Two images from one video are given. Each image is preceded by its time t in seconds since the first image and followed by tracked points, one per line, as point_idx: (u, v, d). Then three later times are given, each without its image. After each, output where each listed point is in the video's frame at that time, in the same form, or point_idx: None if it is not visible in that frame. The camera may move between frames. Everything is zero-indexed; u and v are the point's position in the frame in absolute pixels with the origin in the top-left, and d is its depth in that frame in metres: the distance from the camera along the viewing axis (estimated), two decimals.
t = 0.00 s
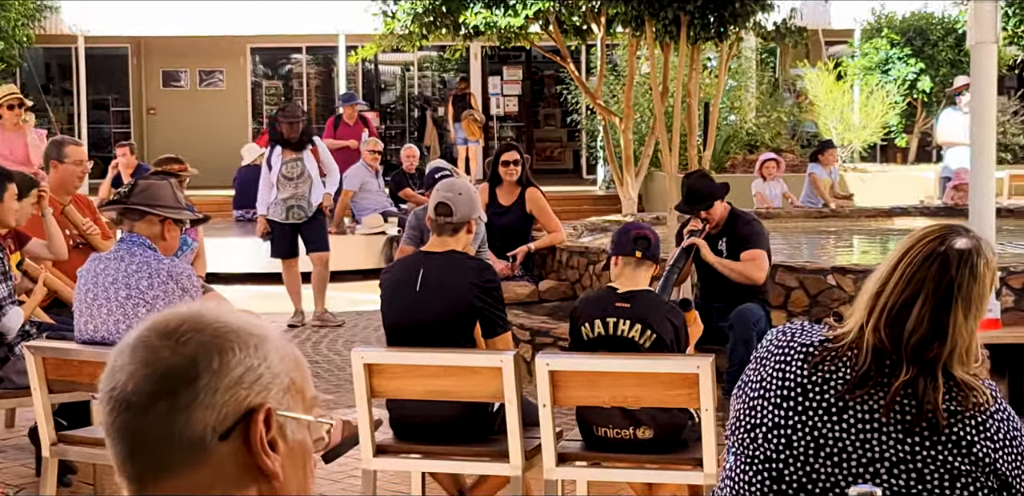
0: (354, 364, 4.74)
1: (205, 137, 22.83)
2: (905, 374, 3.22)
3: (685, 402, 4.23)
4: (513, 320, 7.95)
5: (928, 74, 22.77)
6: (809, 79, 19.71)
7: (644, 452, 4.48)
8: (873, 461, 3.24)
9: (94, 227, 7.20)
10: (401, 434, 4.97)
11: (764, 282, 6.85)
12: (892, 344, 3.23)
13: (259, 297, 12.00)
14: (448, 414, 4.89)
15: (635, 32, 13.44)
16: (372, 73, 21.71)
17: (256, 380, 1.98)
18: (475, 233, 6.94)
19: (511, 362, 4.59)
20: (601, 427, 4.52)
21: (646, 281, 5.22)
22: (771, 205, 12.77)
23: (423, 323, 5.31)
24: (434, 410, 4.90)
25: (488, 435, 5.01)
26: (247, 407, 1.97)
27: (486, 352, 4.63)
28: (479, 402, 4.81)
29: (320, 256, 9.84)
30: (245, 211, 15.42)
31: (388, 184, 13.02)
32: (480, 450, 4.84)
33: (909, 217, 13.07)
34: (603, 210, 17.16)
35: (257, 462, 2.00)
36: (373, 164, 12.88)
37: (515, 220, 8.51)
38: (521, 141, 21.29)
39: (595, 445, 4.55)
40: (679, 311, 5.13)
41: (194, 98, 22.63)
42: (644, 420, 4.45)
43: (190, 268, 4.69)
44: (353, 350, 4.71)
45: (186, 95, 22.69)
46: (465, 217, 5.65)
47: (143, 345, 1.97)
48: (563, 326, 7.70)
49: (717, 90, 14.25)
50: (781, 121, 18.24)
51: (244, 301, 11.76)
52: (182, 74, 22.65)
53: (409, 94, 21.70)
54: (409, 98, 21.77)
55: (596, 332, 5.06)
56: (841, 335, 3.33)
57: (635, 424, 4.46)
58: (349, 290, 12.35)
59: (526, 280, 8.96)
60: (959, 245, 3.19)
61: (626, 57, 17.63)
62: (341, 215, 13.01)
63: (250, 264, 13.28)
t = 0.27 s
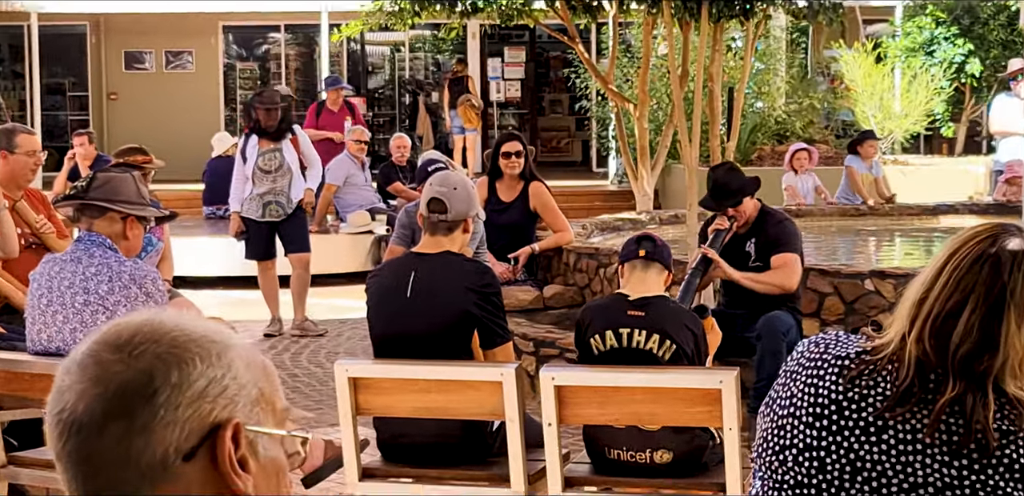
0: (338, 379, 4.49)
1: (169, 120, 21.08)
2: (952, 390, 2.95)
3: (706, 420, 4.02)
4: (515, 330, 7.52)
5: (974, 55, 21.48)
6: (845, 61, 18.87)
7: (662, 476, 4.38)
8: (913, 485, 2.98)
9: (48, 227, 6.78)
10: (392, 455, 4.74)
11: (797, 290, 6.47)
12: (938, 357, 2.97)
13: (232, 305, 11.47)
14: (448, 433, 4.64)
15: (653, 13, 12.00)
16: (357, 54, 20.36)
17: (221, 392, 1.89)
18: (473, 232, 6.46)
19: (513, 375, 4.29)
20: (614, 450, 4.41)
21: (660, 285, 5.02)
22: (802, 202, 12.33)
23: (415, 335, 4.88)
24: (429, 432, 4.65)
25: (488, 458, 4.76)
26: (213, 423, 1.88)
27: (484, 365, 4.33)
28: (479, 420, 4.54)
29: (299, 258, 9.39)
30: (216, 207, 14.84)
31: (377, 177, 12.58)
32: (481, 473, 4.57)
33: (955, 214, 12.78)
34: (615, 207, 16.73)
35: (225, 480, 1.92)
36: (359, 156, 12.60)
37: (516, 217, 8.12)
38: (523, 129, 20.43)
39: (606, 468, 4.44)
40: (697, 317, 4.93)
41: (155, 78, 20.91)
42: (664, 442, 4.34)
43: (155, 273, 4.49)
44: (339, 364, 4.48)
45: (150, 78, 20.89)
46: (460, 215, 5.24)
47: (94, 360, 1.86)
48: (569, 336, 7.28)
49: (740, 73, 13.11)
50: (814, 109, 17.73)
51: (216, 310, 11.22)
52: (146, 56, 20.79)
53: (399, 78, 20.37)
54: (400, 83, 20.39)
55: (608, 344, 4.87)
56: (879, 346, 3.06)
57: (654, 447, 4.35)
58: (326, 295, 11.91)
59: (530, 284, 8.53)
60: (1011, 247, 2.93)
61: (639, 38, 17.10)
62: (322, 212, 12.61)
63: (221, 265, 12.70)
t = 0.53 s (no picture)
0: (320, 391, 4.14)
1: (149, 107, 20.47)
2: (1000, 405, 2.60)
3: (727, 437, 3.81)
4: (517, 338, 7.15)
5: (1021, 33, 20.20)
6: (882, 40, 17.97)
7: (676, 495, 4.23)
8: None
9: None
10: (380, 474, 4.41)
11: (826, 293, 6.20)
12: (985, 368, 2.60)
13: (203, 310, 11.13)
14: (442, 453, 4.33)
15: None
16: (342, 32, 19.94)
17: (189, 405, 1.68)
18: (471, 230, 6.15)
19: (514, 388, 3.95)
20: (623, 471, 4.23)
21: (672, 288, 4.65)
22: (834, 197, 11.96)
23: (409, 345, 4.52)
24: (422, 453, 4.34)
25: (486, 479, 4.40)
26: (179, 439, 1.67)
27: (480, 377, 3.98)
28: (476, 439, 4.24)
29: (277, 257, 9.04)
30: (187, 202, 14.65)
31: (363, 168, 12.10)
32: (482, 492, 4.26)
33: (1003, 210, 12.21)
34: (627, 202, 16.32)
35: None
36: (342, 145, 12.16)
37: (517, 212, 7.88)
38: (524, 114, 20.09)
39: (616, 488, 4.28)
40: (713, 323, 4.55)
41: (130, 64, 20.42)
42: (678, 461, 4.19)
43: (119, 274, 4.25)
44: (321, 377, 4.12)
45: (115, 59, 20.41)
46: (456, 212, 4.89)
47: (47, 370, 1.65)
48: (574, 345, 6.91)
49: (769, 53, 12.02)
50: (848, 94, 17.29)
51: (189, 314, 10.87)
52: (109, 35, 20.35)
53: (389, 59, 19.92)
54: (389, 64, 19.96)
55: (613, 354, 4.55)
56: (919, 355, 2.72)
57: (666, 466, 4.20)
58: (308, 300, 11.53)
59: (533, 288, 8.21)
60: None
61: (653, 18, 16.70)
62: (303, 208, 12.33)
63: (196, 266, 12.34)
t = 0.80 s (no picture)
0: (323, 391, 4.17)
1: (154, 110, 20.50)
2: (996, 405, 2.67)
3: (727, 437, 3.84)
4: (519, 338, 7.18)
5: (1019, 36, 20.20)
6: (881, 43, 17.99)
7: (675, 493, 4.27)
8: None
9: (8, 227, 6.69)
10: (383, 474, 4.45)
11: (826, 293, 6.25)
12: (981, 369, 2.67)
13: (208, 310, 11.15)
14: (444, 453, 4.36)
15: None
16: (346, 35, 20.03)
17: (191, 404, 1.71)
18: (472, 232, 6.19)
19: (515, 388, 3.98)
20: (624, 470, 4.26)
21: (671, 289, 4.69)
22: (833, 199, 12.01)
23: (411, 346, 4.55)
24: (424, 451, 4.37)
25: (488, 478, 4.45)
26: (181, 437, 1.70)
27: (482, 377, 4.01)
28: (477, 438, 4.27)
29: (281, 257, 9.07)
30: (191, 203, 14.71)
31: (365, 170, 12.13)
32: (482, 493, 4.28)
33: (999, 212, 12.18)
34: (628, 203, 16.36)
35: None
36: (348, 147, 12.11)
37: (519, 213, 7.92)
38: (526, 116, 20.10)
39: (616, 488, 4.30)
40: (713, 323, 4.58)
41: (133, 67, 20.39)
42: (678, 460, 4.23)
43: (124, 275, 4.27)
44: (325, 376, 4.16)
45: (120, 62, 20.39)
46: (458, 213, 4.93)
47: (50, 369, 1.68)
48: (576, 346, 6.94)
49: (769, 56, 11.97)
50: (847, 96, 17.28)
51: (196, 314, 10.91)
52: (115, 37, 20.32)
53: (392, 61, 19.98)
54: (393, 66, 20.02)
55: (613, 354, 4.56)
56: (917, 356, 2.78)
57: (666, 465, 4.24)
58: (312, 301, 11.56)
59: (534, 288, 8.25)
60: None
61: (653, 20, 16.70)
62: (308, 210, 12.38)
63: (200, 266, 12.37)
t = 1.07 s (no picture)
0: (325, 392, 4.18)
1: (155, 111, 20.51)
2: (998, 406, 2.67)
3: (728, 438, 3.84)
4: (520, 339, 7.18)
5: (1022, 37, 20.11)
6: (882, 44, 18.00)
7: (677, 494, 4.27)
8: None
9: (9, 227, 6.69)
10: (385, 474, 4.45)
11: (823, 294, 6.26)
12: (983, 370, 2.68)
13: (209, 311, 11.15)
14: (446, 454, 4.36)
15: None
16: (347, 36, 20.04)
17: (191, 406, 1.71)
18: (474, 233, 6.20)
19: (516, 389, 3.98)
20: (625, 471, 4.26)
21: (672, 290, 4.69)
22: (833, 201, 12.02)
23: (414, 346, 4.55)
24: (426, 452, 4.38)
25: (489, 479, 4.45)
26: (182, 439, 1.69)
27: (483, 378, 4.02)
28: (479, 439, 4.26)
29: (282, 258, 9.07)
30: (193, 204, 14.73)
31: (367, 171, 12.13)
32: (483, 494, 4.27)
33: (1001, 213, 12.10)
34: (629, 204, 16.37)
35: None
36: (349, 147, 12.20)
37: (520, 214, 7.92)
38: (528, 116, 20.07)
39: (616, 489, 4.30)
40: (714, 324, 4.59)
41: (135, 67, 20.42)
42: (680, 460, 4.23)
43: (125, 275, 4.27)
44: (326, 376, 4.17)
45: (122, 63, 20.42)
46: (460, 214, 4.94)
47: (51, 370, 1.69)
48: (577, 347, 6.94)
49: (770, 56, 11.94)
50: (848, 97, 17.26)
51: (197, 315, 10.91)
52: (116, 37, 20.34)
53: (393, 62, 19.99)
54: (393, 67, 20.03)
55: (615, 354, 4.56)
56: (919, 357, 2.78)
57: (667, 466, 4.24)
58: (313, 302, 11.56)
59: (535, 289, 8.25)
60: None
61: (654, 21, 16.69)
62: (309, 210, 12.41)
63: (201, 266, 12.37)
